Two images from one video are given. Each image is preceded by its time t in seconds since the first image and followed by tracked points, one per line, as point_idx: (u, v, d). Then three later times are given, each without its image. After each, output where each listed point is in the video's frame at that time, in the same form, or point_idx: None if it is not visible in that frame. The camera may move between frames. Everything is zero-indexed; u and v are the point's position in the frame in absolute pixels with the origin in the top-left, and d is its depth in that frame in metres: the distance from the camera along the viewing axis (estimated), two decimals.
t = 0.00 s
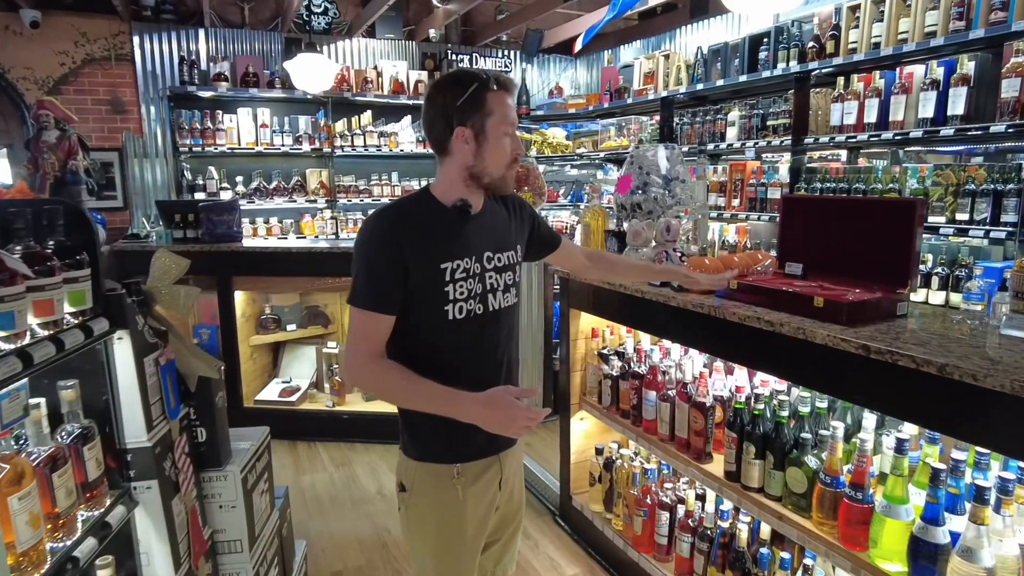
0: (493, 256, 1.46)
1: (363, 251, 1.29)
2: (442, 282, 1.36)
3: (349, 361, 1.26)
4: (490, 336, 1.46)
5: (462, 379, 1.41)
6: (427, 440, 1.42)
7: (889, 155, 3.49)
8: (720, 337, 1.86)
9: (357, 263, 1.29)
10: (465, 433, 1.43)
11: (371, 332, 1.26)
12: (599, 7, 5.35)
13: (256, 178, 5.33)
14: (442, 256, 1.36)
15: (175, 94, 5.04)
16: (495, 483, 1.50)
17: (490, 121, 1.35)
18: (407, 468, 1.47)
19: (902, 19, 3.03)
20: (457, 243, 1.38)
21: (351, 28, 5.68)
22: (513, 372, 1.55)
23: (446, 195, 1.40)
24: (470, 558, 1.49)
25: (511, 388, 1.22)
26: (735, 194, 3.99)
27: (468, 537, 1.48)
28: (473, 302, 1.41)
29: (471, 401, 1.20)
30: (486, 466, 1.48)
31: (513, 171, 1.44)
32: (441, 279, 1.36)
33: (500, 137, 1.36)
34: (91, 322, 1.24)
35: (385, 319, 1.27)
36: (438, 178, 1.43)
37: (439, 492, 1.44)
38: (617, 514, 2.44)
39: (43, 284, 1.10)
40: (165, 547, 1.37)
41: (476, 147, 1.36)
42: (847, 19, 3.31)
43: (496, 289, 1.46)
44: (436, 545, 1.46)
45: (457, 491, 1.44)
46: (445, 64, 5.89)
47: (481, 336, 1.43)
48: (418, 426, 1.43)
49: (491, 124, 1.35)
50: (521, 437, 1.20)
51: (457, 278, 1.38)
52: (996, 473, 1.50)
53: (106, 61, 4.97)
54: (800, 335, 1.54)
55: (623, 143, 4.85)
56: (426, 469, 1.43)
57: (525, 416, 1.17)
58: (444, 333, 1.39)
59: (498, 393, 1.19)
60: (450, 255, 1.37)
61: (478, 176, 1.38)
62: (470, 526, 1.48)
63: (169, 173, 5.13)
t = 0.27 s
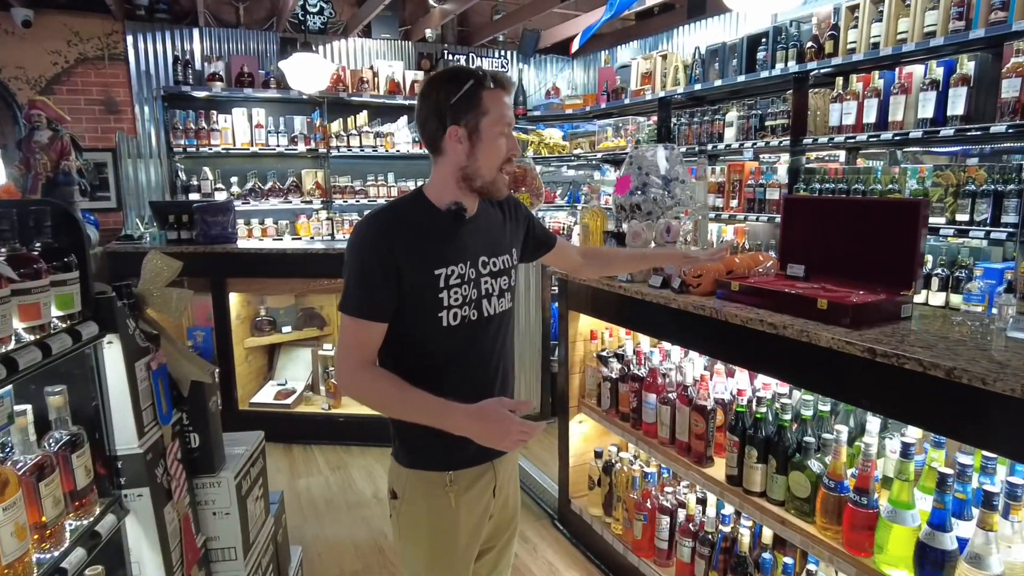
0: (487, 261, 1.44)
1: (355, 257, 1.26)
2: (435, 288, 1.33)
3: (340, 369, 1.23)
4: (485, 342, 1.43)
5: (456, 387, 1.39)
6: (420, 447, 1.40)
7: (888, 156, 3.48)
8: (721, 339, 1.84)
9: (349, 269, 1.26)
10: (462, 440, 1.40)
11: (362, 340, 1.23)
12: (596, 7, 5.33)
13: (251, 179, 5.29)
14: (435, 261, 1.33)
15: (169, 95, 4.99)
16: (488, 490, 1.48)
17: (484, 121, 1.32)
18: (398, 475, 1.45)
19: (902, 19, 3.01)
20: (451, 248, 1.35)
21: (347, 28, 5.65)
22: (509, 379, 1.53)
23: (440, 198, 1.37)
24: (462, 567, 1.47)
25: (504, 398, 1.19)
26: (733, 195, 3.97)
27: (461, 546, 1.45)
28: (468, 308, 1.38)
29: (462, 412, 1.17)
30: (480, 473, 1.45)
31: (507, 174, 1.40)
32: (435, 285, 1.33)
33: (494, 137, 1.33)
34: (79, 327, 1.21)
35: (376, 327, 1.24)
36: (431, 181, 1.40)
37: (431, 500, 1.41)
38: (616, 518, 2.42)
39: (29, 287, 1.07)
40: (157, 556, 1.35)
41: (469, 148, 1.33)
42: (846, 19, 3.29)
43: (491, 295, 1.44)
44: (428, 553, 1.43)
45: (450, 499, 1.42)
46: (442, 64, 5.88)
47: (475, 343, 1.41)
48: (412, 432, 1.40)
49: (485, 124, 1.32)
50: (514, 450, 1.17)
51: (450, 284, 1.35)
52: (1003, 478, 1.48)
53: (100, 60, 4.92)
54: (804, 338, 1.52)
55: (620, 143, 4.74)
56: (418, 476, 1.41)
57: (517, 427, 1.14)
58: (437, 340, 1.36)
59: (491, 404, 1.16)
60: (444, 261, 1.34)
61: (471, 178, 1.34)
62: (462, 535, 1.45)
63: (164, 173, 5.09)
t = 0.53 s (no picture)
0: (485, 262, 1.42)
1: (350, 258, 1.25)
2: (432, 291, 1.32)
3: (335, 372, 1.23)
4: (484, 345, 1.42)
5: (454, 390, 1.37)
6: (421, 450, 1.39)
7: (887, 158, 3.49)
8: (724, 340, 1.83)
9: (344, 271, 1.25)
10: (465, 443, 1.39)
11: (357, 343, 1.22)
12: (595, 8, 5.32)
13: (249, 179, 5.27)
14: (431, 263, 1.32)
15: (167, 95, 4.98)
16: (489, 495, 1.47)
17: (480, 120, 1.30)
18: (396, 478, 1.44)
19: (902, 20, 3.01)
20: (447, 250, 1.34)
21: (346, 29, 5.64)
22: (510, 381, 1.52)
23: (438, 198, 1.36)
24: (462, 572, 1.45)
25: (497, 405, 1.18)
26: (733, 196, 3.97)
27: (461, 551, 1.44)
28: (466, 311, 1.37)
29: (455, 418, 1.16)
30: (480, 477, 1.44)
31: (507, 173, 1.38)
32: (431, 288, 1.32)
33: (490, 136, 1.32)
34: (81, 328, 1.19)
35: (372, 330, 1.24)
36: (429, 181, 1.39)
37: (431, 504, 1.41)
38: (618, 519, 2.41)
39: (32, 287, 1.06)
40: (159, 560, 1.34)
41: (465, 148, 1.32)
42: (846, 20, 3.30)
43: (489, 297, 1.42)
44: (427, 557, 1.42)
45: (449, 503, 1.41)
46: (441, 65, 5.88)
47: (474, 346, 1.39)
48: (412, 435, 1.39)
49: (480, 123, 1.30)
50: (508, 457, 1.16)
51: (447, 286, 1.34)
52: (1010, 479, 1.47)
53: (97, 60, 4.90)
54: (809, 340, 1.51)
55: (619, 146, 4.79)
56: (418, 480, 1.40)
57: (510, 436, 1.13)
58: (434, 343, 1.35)
59: (485, 410, 1.15)
60: (440, 263, 1.33)
61: (469, 178, 1.33)
62: (461, 539, 1.44)
63: (161, 174, 5.07)
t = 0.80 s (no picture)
0: (487, 265, 1.41)
1: (349, 262, 1.25)
2: (431, 295, 1.31)
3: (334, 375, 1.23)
4: (487, 349, 1.40)
5: (456, 395, 1.36)
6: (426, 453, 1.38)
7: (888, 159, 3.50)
8: (729, 341, 1.83)
9: (343, 275, 1.25)
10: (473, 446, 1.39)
11: (357, 348, 1.22)
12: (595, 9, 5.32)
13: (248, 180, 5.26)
14: (431, 267, 1.30)
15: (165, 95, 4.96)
16: (494, 500, 1.45)
17: (479, 121, 1.29)
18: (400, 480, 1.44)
19: (903, 22, 3.02)
20: (447, 253, 1.33)
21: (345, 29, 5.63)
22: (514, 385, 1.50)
23: (438, 201, 1.35)
24: None
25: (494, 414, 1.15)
26: (733, 197, 3.97)
27: (465, 556, 1.43)
28: (467, 315, 1.36)
29: (451, 426, 1.14)
30: (485, 482, 1.43)
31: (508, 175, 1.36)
32: (430, 292, 1.31)
33: (489, 138, 1.30)
34: (90, 331, 1.19)
35: (372, 335, 1.23)
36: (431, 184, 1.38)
37: (434, 508, 1.40)
38: (622, 521, 2.41)
39: (42, 289, 1.05)
40: (168, 564, 1.33)
41: (463, 150, 1.30)
42: (847, 22, 3.30)
43: (491, 300, 1.41)
44: (430, 560, 1.42)
45: (453, 507, 1.40)
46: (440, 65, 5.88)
47: (476, 350, 1.38)
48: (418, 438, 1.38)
49: (479, 125, 1.29)
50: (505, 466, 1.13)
51: (446, 291, 1.32)
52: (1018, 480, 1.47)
53: (95, 60, 4.88)
54: (817, 341, 1.51)
55: (619, 146, 4.80)
56: (421, 484, 1.40)
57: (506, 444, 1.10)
58: (435, 347, 1.34)
59: (481, 419, 1.13)
60: (439, 267, 1.32)
61: (469, 180, 1.31)
62: (466, 543, 1.43)
63: (160, 175, 5.06)
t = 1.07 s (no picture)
0: (483, 266, 1.40)
1: (344, 263, 1.25)
2: (426, 296, 1.31)
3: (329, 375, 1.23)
4: (484, 350, 1.40)
5: (451, 396, 1.36)
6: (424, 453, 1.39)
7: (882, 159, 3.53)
8: (729, 341, 1.84)
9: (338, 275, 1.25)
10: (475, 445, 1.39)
11: (352, 348, 1.22)
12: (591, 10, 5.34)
13: (244, 180, 5.25)
14: (426, 267, 1.31)
15: (161, 95, 4.95)
16: (491, 500, 1.46)
17: (468, 120, 1.29)
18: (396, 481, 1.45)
19: (898, 24, 3.04)
20: (441, 254, 1.33)
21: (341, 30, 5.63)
22: (512, 387, 1.49)
23: (434, 202, 1.35)
24: None
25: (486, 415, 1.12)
26: (729, 197, 3.99)
27: (462, 556, 1.44)
28: (462, 316, 1.35)
29: (442, 428, 1.11)
30: (481, 483, 1.44)
31: (504, 173, 1.35)
32: (425, 294, 1.31)
33: (481, 137, 1.30)
34: (96, 331, 1.19)
35: (367, 335, 1.24)
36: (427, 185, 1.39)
37: (431, 508, 1.40)
38: (621, 519, 2.42)
39: (50, 289, 1.06)
40: (172, 564, 1.33)
41: (455, 149, 1.31)
42: (842, 23, 3.33)
43: (488, 301, 1.40)
44: (426, 560, 1.42)
45: (449, 508, 1.40)
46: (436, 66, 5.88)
47: (472, 351, 1.37)
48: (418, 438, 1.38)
49: (468, 124, 1.30)
50: (497, 470, 1.09)
51: (441, 292, 1.32)
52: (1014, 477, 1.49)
53: (90, 60, 4.86)
54: (816, 340, 1.53)
55: (615, 146, 4.83)
56: (417, 484, 1.40)
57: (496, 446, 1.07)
58: (431, 348, 1.33)
59: (472, 421, 1.10)
60: (434, 268, 1.32)
61: (462, 180, 1.32)
62: (462, 544, 1.44)
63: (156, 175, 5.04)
